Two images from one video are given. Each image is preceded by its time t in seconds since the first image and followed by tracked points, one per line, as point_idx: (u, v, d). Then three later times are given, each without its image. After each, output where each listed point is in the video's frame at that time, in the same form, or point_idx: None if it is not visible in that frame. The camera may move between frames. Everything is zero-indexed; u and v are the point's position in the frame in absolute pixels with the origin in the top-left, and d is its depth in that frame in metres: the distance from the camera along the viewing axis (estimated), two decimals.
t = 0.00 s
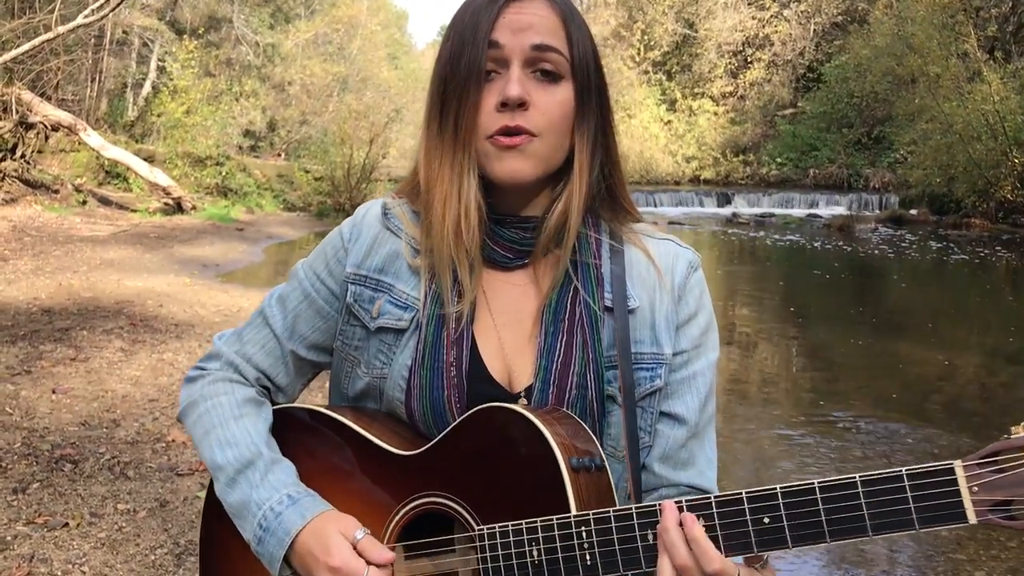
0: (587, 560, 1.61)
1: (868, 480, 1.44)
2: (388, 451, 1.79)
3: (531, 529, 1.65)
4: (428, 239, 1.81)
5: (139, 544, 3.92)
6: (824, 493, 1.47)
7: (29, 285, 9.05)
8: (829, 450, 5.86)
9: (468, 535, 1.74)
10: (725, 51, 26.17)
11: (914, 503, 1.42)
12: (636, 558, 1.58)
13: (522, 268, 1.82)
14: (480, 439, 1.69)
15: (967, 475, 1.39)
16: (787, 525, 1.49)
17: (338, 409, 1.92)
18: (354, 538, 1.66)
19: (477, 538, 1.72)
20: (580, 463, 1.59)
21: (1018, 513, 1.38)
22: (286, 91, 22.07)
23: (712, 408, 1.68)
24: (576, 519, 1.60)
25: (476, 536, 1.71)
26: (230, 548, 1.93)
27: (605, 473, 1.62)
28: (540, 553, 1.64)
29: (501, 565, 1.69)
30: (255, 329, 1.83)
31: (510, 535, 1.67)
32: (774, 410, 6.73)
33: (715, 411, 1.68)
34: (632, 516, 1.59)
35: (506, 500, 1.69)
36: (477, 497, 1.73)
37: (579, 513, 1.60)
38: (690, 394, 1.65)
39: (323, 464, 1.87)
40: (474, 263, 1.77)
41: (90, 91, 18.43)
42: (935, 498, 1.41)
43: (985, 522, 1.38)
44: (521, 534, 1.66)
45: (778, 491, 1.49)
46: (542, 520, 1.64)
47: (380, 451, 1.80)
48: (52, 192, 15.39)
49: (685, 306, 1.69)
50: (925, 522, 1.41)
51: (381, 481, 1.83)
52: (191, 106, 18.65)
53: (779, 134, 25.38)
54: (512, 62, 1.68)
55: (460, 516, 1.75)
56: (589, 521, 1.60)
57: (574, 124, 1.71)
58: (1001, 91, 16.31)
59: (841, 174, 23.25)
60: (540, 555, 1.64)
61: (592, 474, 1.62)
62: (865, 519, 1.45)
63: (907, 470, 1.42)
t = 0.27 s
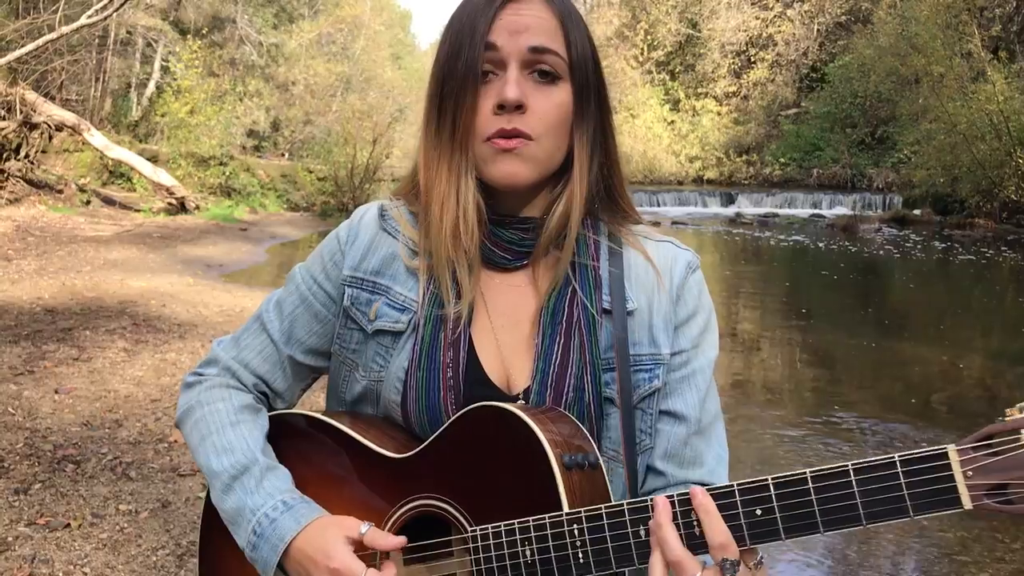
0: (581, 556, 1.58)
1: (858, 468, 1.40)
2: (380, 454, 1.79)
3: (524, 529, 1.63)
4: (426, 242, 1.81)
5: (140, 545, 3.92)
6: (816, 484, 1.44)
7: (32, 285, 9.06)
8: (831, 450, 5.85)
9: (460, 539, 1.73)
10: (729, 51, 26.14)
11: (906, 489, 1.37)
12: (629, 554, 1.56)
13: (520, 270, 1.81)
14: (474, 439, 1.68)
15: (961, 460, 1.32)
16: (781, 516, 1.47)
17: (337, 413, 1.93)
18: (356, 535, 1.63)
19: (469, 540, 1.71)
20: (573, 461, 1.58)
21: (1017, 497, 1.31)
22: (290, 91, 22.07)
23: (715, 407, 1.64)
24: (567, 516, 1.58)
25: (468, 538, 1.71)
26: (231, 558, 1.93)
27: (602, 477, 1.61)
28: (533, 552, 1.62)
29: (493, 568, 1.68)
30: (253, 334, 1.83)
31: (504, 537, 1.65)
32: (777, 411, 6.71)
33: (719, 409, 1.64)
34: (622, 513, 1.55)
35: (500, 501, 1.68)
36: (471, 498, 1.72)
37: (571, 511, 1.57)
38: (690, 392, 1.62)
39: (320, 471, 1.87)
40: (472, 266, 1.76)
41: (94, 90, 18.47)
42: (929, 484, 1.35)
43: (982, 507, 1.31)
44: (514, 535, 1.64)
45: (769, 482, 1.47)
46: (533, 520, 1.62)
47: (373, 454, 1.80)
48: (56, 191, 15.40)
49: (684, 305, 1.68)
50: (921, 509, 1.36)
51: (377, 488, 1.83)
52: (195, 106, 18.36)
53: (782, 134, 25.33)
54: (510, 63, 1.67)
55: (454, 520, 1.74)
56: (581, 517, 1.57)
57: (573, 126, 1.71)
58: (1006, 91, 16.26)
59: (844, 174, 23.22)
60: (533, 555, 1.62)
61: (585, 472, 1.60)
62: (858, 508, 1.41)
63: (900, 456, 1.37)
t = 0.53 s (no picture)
0: (564, 552, 1.56)
1: (839, 452, 1.35)
2: (370, 455, 1.77)
3: (511, 526, 1.61)
4: (423, 245, 1.78)
5: (142, 546, 3.90)
6: (798, 470, 1.39)
7: (35, 284, 9.05)
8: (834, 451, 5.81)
9: (449, 541, 1.71)
10: (733, 50, 26.07)
11: (887, 473, 1.31)
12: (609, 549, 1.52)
13: (519, 273, 1.78)
14: (460, 436, 1.66)
15: (943, 440, 1.27)
16: (762, 505, 1.42)
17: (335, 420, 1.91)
18: (340, 550, 1.65)
19: (456, 540, 1.70)
20: (560, 456, 1.55)
21: (1003, 479, 1.25)
22: (293, 90, 22.03)
23: (709, 407, 1.62)
24: (552, 512, 1.55)
25: (457, 536, 1.69)
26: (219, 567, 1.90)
27: (594, 480, 1.59)
28: (518, 549, 1.60)
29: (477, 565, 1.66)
30: (250, 344, 1.83)
31: (491, 534, 1.64)
32: (779, 412, 6.68)
33: (713, 411, 1.62)
34: (607, 506, 1.53)
35: (489, 500, 1.66)
36: (459, 497, 1.70)
37: (555, 506, 1.55)
38: (685, 395, 1.60)
39: (314, 480, 1.85)
40: (470, 269, 1.74)
41: (97, 90, 18.51)
42: (911, 467, 1.30)
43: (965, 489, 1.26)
44: (500, 532, 1.62)
45: (749, 470, 1.42)
46: (521, 516, 1.60)
47: (363, 456, 1.78)
48: (59, 191, 15.39)
49: (683, 310, 1.65)
50: (903, 492, 1.31)
51: (368, 497, 1.82)
52: (198, 105, 18.52)
53: (787, 134, 25.26)
54: (513, 68, 1.66)
55: (444, 521, 1.72)
56: (565, 513, 1.55)
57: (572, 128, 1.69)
58: (1011, 91, 16.17)
59: (848, 175, 23.16)
60: (518, 550, 1.60)
61: (573, 468, 1.58)
62: (840, 496, 1.35)
63: (881, 439, 1.32)
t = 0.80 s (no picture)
0: (579, 569, 1.55)
1: (866, 489, 1.40)
2: (378, 459, 1.77)
3: (525, 540, 1.60)
4: (425, 247, 1.78)
5: (145, 546, 3.90)
6: (823, 505, 1.42)
7: (40, 284, 9.07)
8: (842, 453, 5.80)
9: (460, 547, 1.71)
10: (738, 50, 25.97)
11: (913, 513, 1.36)
12: (627, 568, 1.53)
13: (521, 277, 1.78)
14: (473, 446, 1.66)
15: (969, 485, 1.33)
16: (785, 536, 1.44)
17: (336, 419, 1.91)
18: (349, 542, 1.65)
19: (467, 547, 1.69)
20: (575, 474, 1.55)
21: None
22: (298, 90, 22.02)
23: (709, 432, 1.62)
24: (568, 529, 1.55)
25: (468, 546, 1.68)
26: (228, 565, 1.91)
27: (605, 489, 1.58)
28: (531, 565, 1.59)
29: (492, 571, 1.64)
30: (252, 340, 1.82)
31: (501, 546, 1.63)
32: (785, 413, 6.67)
33: (715, 424, 1.62)
34: (626, 529, 1.53)
35: (499, 509, 1.66)
36: (469, 505, 1.70)
37: (572, 524, 1.55)
38: (689, 407, 1.60)
39: (320, 474, 1.85)
40: (472, 271, 1.74)
41: (102, 90, 18.58)
42: (938, 508, 1.35)
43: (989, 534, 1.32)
44: (512, 545, 1.62)
45: (775, 501, 1.45)
46: (534, 531, 1.59)
47: (371, 459, 1.78)
48: (64, 190, 15.42)
49: (689, 319, 1.65)
50: (928, 533, 1.36)
51: (378, 494, 1.81)
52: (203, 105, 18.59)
53: (791, 134, 25.21)
54: (508, 66, 1.65)
55: (454, 529, 1.72)
56: (581, 532, 1.55)
57: (573, 130, 1.69)
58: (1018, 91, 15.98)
59: (853, 175, 23.08)
60: (530, 568, 1.60)
61: (588, 485, 1.57)
62: (864, 532, 1.40)
63: (909, 479, 1.37)
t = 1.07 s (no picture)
0: (570, 559, 1.54)
1: (847, 461, 1.31)
2: (374, 455, 1.77)
3: (515, 531, 1.59)
4: (424, 243, 1.77)
5: (148, 544, 3.90)
6: (804, 478, 1.35)
7: (46, 282, 9.08)
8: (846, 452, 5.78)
9: (452, 542, 1.70)
10: (743, 50, 26.07)
11: (897, 484, 1.28)
12: (614, 554, 1.50)
13: (519, 274, 1.76)
14: (464, 438, 1.65)
15: (955, 451, 1.23)
16: (769, 513, 1.38)
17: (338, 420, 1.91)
18: (296, 507, 1.61)
19: (460, 544, 1.68)
20: (564, 460, 1.53)
21: (1017, 492, 1.21)
22: (304, 89, 22.01)
23: (712, 415, 1.59)
24: (556, 516, 1.53)
25: (459, 540, 1.67)
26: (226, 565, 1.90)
27: (600, 480, 1.56)
28: (522, 554, 1.58)
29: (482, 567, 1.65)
30: (256, 340, 1.83)
31: (493, 538, 1.62)
32: (790, 413, 6.64)
33: (716, 415, 1.59)
34: (611, 511, 1.49)
35: (491, 501, 1.64)
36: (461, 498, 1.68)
37: (560, 510, 1.53)
38: (685, 400, 1.57)
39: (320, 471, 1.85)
40: (470, 265, 1.73)
41: (109, 88, 18.65)
42: (923, 478, 1.26)
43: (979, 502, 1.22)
44: (503, 535, 1.61)
45: (757, 478, 1.39)
46: (523, 521, 1.58)
47: (367, 455, 1.78)
48: (70, 189, 15.44)
49: (687, 310, 1.63)
50: (913, 504, 1.27)
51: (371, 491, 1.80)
52: (209, 103, 18.68)
53: (797, 133, 25.17)
54: (509, 59, 1.64)
55: (446, 521, 1.71)
56: (569, 517, 1.53)
57: (573, 124, 1.67)
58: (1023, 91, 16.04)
59: (859, 175, 23.05)
60: (522, 557, 1.59)
61: (579, 472, 1.56)
62: (849, 505, 1.32)
63: (892, 448, 1.27)
